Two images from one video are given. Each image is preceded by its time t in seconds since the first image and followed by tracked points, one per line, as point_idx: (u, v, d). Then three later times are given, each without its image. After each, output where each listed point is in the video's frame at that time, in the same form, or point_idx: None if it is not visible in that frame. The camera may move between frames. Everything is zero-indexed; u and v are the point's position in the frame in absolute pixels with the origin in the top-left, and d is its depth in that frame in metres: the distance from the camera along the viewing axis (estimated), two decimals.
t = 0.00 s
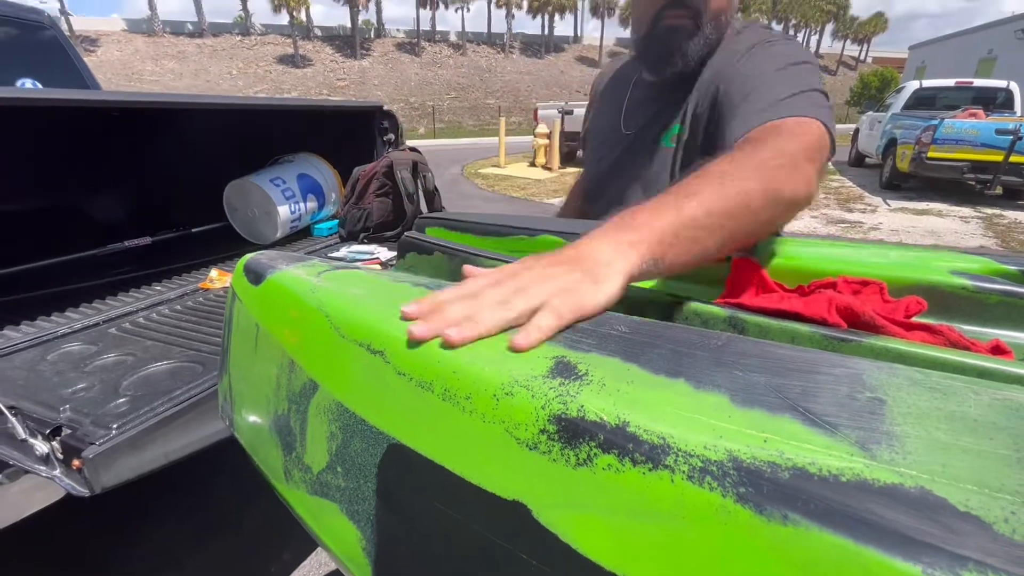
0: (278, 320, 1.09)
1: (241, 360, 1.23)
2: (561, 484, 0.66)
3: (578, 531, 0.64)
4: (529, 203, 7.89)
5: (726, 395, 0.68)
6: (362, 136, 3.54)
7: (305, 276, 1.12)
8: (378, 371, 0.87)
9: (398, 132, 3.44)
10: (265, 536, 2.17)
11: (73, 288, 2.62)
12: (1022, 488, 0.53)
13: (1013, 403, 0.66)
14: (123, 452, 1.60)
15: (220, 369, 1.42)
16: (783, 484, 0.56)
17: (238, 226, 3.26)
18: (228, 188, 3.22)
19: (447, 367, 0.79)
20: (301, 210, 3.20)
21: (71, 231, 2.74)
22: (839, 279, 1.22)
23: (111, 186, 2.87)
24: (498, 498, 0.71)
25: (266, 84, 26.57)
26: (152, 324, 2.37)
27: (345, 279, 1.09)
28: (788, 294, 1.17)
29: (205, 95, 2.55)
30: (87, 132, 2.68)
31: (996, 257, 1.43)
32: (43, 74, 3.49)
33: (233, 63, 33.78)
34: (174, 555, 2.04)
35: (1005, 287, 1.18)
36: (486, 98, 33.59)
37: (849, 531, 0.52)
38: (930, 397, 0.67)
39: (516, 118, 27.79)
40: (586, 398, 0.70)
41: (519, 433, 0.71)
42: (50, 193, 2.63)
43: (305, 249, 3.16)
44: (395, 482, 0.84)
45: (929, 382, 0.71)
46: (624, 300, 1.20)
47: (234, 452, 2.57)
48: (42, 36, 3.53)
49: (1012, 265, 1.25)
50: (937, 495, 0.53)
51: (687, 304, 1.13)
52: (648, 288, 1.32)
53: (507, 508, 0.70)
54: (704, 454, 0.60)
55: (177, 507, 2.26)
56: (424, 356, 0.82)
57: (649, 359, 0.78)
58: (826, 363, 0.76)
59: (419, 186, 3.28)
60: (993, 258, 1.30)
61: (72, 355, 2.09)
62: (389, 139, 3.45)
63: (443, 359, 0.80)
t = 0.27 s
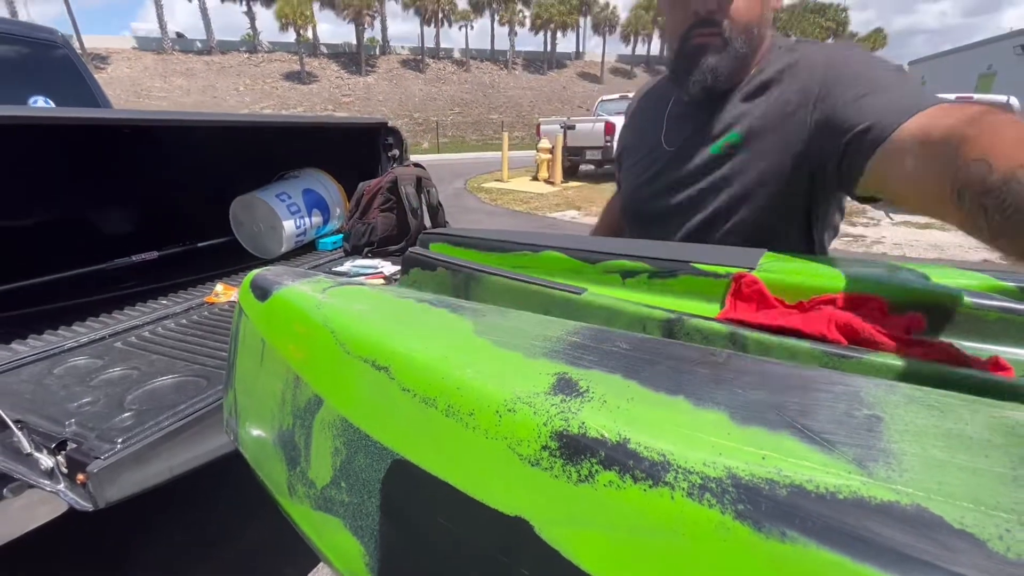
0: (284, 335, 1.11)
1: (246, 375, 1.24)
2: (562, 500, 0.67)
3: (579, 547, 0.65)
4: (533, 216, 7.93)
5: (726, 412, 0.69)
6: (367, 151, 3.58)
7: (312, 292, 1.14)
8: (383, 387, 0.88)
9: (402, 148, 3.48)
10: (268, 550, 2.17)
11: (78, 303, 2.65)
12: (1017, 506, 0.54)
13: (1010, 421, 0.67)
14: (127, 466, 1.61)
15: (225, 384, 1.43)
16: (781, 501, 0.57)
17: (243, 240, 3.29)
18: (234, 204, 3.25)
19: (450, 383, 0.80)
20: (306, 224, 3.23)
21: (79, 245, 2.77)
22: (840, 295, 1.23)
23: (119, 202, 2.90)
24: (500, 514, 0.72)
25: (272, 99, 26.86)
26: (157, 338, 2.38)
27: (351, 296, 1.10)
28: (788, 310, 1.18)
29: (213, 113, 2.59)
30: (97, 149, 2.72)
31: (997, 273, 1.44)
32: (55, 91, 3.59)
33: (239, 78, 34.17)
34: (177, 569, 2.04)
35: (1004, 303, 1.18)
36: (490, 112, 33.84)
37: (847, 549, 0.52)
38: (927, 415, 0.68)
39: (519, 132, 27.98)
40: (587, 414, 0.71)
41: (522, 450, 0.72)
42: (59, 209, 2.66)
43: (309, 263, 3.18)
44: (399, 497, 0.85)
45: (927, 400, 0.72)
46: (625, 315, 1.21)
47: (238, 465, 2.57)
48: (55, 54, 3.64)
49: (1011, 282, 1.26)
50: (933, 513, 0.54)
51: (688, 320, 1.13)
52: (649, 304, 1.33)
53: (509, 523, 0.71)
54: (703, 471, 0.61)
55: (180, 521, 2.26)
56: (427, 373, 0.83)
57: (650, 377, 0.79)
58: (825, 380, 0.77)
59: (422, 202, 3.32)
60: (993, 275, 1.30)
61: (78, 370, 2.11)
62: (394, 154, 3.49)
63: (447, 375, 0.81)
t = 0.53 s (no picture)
0: (288, 350, 1.12)
1: (251, 389, 1.25)
2: (561, 517, 0.68)
3: (577, 563, 0.66)
4: (536, 229, 7.96)
5: (723, 429, 0.70)
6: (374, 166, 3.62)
7: (316, 308, 1.15)
8: (385, 402, 0.89)
9: (406, 162, 3.47)
10: (270, 563, 2.17)
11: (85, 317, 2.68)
12: (1008, 524, 0.55)
13: (1003, 439, 0.68)
14: (131, 480, 1.62)
15: (230, 398, 1.44)
16: (776, 519, 0.58)
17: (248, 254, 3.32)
18: (239, 217, 3.28)
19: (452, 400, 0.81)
20: (310, 238, 3.26)
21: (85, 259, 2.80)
22: (838, 311, 1.24)
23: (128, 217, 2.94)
24: (500, 529, 0.73)
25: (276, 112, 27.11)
26: (162, 351, 2.40)
27: (354, 312, 1.12)
28: (787, 326, 1.19)
29: (220, 130, 2.63)
30: (107, 167, 2.76)
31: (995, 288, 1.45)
32: (67, 107, 3.65)
33: (244, 92, 34.52)
34: None
35: (1002, 319, 1.19)
36: (493, 126, 34.06)
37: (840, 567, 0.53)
38: (921, 432, 0.69)
39: (522, 144, 28.11)
40: (586, 431, 0.72)
41: (521, 466, 0.73)
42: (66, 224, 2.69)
43: (313, 276, 3.21)
44: (401, 513, 0.86)
45: (922, 418, 0.73)
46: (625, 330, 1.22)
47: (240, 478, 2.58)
48: (67, 71, 3.71)
49: (1010, 298, 1.27)
50: (926, 531, 0.55)
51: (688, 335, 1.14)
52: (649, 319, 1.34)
53: (509, 539, 0.72)
54: (700, 489, 0.62)
55: (183, 534, 2.26)
56: (429, 389, 0.84)
57: (649, 394, 0.80)
58: (821, 398, 0.79)
59: (426, 215, 3.31)
60: (991, 291, 1.31)
61: (83, 383, 2.12)
62: (398, 168, 3.49)
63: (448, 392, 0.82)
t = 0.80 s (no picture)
0: (293, 362, 1.13)
1: (255, 401, 1.27)
2: (561, 529, 0.69)
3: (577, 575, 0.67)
4: (538, 241, 7.99)
5: (721, 442, 0.71)
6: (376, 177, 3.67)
7: (320, 320, 1.17)
8: (388, 414, 0.90)
9: (410, 174, 3.53)
10: None
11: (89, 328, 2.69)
12: (1003, 537, 0.55)
13: (1000, 452, 0.68)
14: (134, 492, 1.62)
15: (234, 409, 1.45)
16: (773, 531, 0.58)
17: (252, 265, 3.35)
18: (245, 229, 3.31)
19: (454, 412, 0.82)
20: (314, 250, 3.29)
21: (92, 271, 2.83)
22: (838, 323, 1.25)
23: (135, 229, 2.97)
24: (501, 541, 0.74)
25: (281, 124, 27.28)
26: (166, 363, 2.42)
27: (358, 324, 1.13)
28: (787, 339, 1.20)
29: (227, 144, 2.67)
30: (116, 180, 2.80)
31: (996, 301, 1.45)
32: (75, 122, 3.71)
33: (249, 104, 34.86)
34: None
35: (1001, 332, 1.20)
36: (496, 137, 34.24)
37: None
38: (919, 446, 0.70)
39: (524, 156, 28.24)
40: (586, 444, 0.73)
41: (522, 478, 0.74)
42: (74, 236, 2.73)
43: (317, 288, 3.23)
44: (403, 525, 0.87)
45: (919, 431, 0.73)
46: (626, 343, 1.22)
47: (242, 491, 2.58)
48: (76, 86, 3.77)
49: (1008, 311, 1.28)
50: (921, 543, 0.55)
51: (688, 348, 1.15)
52: (650, 332, 1.35)
53: (510, 550, 0.73)
54: (698, 501, 0.62)
55: (185, 546, 2.26)
56: (431, 401, 0.85)
57: (648, 406, 0.81)
58: (819, 412, 0.79)
59: (429, 227, 3.33)
60: (992, 304, 1.32)
61: (88, 394, 2.14)
62: (401, 181, 3.54)
63: (451, 404, 0.84)
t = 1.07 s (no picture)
0: (296, 371, 1.15)
1: (258, 409, 1.28)
2: (559, 536, 0.70)
3: None
4: (541, 250, 8.01)
5: (717, 450, 0.72)
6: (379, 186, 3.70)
7: (323, 329, 1.18)
8: (390, 422, 0.91)
9: (412, 184, 3.56)
10: None
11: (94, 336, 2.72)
12: (993, 544, 0.56)
13: (992, 461, 0.69)
14: (137, 500, 1.63)
15: (237, 418, 1.47)
16: (766, 538, 0.59)
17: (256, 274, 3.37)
18: (249, 239, 3.33)
19: (454, 420, 0.84)
20: (318, 259, 3.31)
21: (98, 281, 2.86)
22: (836, 333, 1.26)
23: (141, 239, 3.00)
24: (500, 548, 0.75)
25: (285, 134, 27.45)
26: (170, 371, 2.43)
27: (359, 333, 1.15)
28: (786, 348, 1.21)
29: (233, 155, 2.71)
30: (124, 190, 2.83)
31: (994, 311, 1.46)
32: (82, 131, 3.74)
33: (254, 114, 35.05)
34: None
35: (998, 341, 1.21)
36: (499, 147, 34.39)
37: None
38: (912, 454, 0.71)
39: (527, 165, 28.33)
40: (584, 451, 0.74)
41: (521, 486, 0.75)
42: (80, 245, 2.76)
43: (320, 297, 3.24)
44: (403, 532, 0.88)
45: (913, 440, 0.74)
46: (625, 353, 1.23)
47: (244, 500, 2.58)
48: (85, 97, 3.81)
49: (1006, 320, 1.29)
50: (911, 549, 0.56)
51: (686, 357, 1.16)
52: (650, 341, 1.36)
53: (508, 557, 0.74)
54: (693, 508, 0.63)
55: (187, 555, 2.27)
56: (431, 409, 0.87)
57: (645, 415, 0.82)
58: (814, 421, 0.80)
59: (432, 237, 3.35)
60: (990, 314, 1.33)
61: (93, 402, 2.15)
62: (404, 190, 3.57)
63: (451, 412, 0.85)
